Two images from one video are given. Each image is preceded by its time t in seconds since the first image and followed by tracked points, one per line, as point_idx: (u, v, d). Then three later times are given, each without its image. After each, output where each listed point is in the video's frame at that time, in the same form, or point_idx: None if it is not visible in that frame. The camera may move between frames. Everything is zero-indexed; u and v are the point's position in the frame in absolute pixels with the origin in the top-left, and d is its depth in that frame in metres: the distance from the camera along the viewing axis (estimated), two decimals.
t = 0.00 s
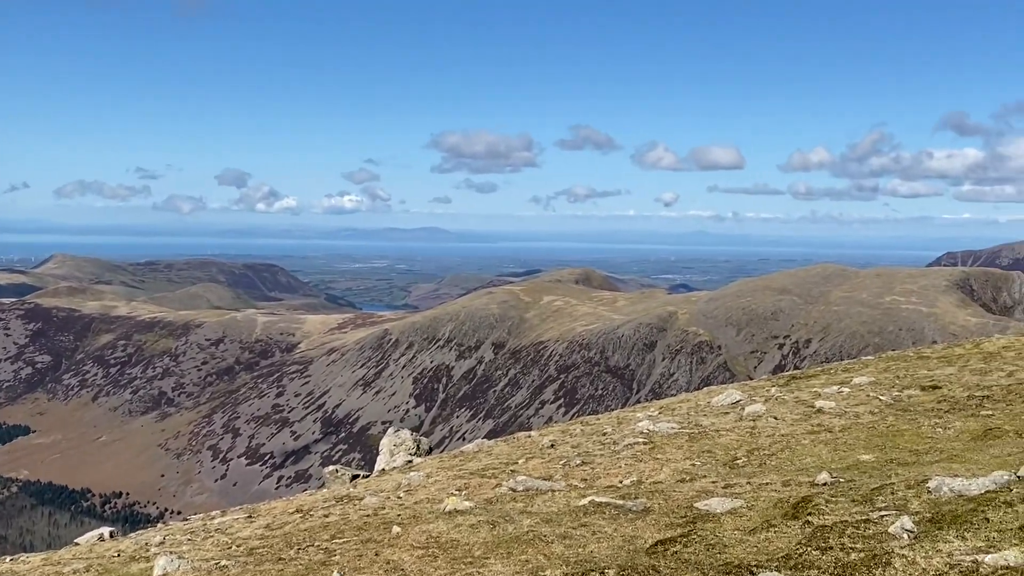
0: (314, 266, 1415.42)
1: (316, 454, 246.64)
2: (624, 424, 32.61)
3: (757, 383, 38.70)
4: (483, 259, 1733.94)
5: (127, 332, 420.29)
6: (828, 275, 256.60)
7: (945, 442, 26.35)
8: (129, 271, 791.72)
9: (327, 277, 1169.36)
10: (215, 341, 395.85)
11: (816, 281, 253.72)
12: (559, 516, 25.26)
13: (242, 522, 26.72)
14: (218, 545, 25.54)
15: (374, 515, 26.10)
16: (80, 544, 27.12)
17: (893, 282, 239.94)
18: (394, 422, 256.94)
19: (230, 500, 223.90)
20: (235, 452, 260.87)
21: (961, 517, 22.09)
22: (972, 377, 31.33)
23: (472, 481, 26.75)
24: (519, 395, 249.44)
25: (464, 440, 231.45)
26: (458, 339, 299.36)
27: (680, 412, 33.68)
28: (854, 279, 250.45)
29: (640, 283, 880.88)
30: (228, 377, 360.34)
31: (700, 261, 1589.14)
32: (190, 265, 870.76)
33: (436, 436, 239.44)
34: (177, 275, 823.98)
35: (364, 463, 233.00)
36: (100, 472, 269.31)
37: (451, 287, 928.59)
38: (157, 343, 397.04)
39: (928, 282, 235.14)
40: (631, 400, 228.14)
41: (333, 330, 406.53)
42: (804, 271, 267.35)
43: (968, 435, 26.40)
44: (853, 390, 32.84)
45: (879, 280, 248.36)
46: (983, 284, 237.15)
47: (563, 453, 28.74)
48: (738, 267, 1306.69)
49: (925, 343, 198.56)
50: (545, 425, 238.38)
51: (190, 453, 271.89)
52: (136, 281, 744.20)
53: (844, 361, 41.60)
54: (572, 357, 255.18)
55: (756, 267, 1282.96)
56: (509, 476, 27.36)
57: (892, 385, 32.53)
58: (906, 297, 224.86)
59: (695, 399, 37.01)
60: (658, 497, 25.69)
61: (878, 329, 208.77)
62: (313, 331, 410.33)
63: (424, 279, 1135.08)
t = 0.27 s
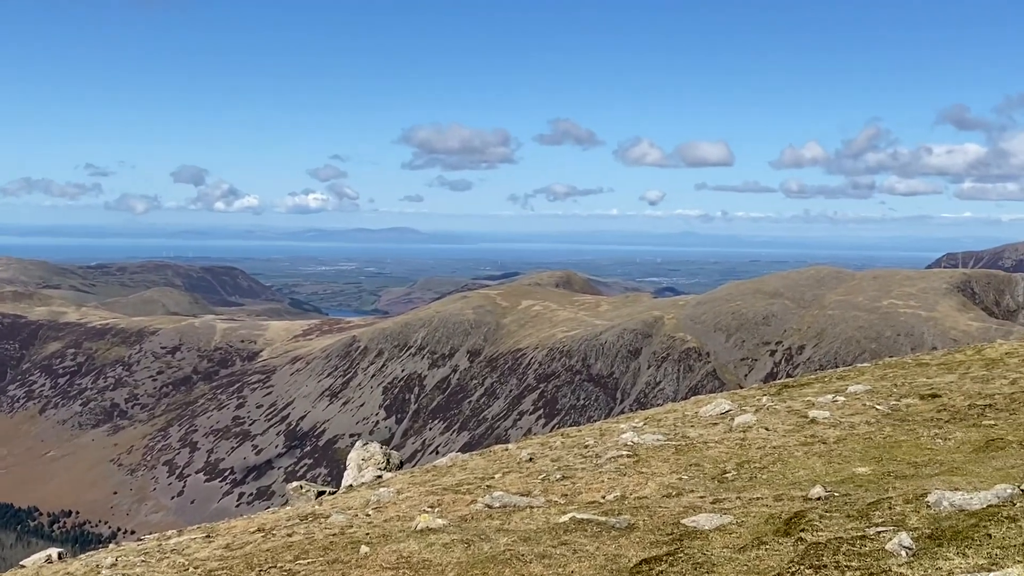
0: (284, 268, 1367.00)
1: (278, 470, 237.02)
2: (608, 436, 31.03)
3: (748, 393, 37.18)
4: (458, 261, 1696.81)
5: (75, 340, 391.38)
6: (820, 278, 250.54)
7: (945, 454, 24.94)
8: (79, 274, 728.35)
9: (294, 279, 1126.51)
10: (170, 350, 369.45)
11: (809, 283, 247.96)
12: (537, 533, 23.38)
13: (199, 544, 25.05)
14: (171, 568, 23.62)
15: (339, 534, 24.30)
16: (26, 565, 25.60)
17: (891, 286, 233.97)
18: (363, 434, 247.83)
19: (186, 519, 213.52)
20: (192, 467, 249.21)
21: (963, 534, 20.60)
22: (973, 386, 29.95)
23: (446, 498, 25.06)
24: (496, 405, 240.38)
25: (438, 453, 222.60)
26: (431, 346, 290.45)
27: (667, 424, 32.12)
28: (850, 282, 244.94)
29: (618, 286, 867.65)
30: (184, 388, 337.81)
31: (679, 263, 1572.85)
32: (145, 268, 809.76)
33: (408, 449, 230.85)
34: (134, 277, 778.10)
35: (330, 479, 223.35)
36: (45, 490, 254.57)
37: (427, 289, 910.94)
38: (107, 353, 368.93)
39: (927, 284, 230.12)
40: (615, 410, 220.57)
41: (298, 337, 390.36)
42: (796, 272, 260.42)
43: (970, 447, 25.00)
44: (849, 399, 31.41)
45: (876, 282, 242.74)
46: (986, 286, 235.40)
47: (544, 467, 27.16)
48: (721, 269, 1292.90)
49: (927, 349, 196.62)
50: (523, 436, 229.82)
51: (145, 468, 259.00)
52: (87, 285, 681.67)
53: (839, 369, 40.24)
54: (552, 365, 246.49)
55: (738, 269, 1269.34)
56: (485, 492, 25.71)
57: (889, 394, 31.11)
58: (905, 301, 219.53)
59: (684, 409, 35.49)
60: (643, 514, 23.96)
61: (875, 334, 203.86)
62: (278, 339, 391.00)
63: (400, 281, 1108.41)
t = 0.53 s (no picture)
0: (261, 273, 1347.91)
1: (258, 474, 236.68)
2: (587, 440, 31.02)
3: (726, 395, 37.31)
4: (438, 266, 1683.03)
5: (52, 344, 388.71)
6: (798, 282, 250.21)
7: (922, 456, 25.07)
8: (55, 278, 724.79)
9: (269, 283, 1108.62)
10: (148, 354, 368.71)
11: (788, 288, 247.59)
12: (516, 537, 23.30)
13: (177, 549, 25.01)
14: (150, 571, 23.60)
15: (318, 539, 24.15)
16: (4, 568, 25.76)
17: (868, 289, 234.57)
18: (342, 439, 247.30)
19: (164, 524, 213.06)
20: (170, 472, 248.57)
21: (941, 535, 20.71)
22: (950, 389, 30.11)
23: (425, 502, 25.01)
24: (475, 410, 240.25)
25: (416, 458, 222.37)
26: (410, 350, 289.52)
27: (646, 427, 32.17)
28: (828, 286, 244.66)
29: (596, 289, 864.71)
30: (162, 392, 337.24)
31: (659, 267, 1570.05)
32: (119, 274, 797.93)
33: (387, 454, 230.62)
34: (111, 282, 770.52)
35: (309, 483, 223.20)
36: (21, 496, 253.11)
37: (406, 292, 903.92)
38: (84, 357, 367.37)
39: (904, 287, 229.94)
40: (593, 413, 220.29)
41: (276, 341, 388.87)
42: (774, 277, 260.62)
43: (947, 449, 25.15)
44: (827, 402, 31.59)
45: (853, 285, 242.62)
46: (962, 289, 236.01)
47: (523, 470, 27.12)
48: (702, 272, 1292.25)
49: (902, 350, 193.12)
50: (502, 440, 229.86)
51: (122, 473, 257.99)
52: (63, 290, 675.35)
53: (817, 372, 40.51)
54: (531, 369, 246.21)
55: (717, 272, 1267.46)
56: (464, 496, 25.60)
57: (867, 397, 31.26)
58: (883, 304, 219.07)
59: (663, 411, 35.53)
60: (622, 517, 23.85)
61: (853, 337, 203.08)
62: (255, 343, 389.31)
63: (379, 286, 1098.16)
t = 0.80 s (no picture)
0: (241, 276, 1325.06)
1: (239, 478, 235.92)
2: (568, 443, 31.08)
3: (707, 398, 37.39)
4: (422, 269, 1666.96)
5: (32, 349, 386.15)
6: (779, 285, 250.95)
7: (901, 459, 25.22)
8: (35, 282, 716.51)
9: (247, 287, 1092.07)
10: (128, 358, 368.86)
11: (769, 291, 248.26)
12: (499, 541, 23.24)
13: (158, 553, 24.89)
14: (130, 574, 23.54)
15: (299, 543, 24.07)
16: None
17: (848, 293, 236.32)
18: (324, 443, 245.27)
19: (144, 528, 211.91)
20: (151, 476, 247.41)
21: (918, 538, 20.82)
22: (929, 391, 30.31)
23: (408, 506, 24.95)
24: (458, 413, 238.49)
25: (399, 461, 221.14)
26: (392, 354, 287.64)
27: (628, 429, 32.28)
28: (808, 289, 245.87)
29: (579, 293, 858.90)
30: (143, 397, 337.60)
31: (645, 269, 1567.08)
32: (98, 281, 779.17)
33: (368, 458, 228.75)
34: (91, 287, 763.14)
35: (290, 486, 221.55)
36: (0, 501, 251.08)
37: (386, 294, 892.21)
38: (64, 361, 366.92)
39: (884, 291, 231.75)
40: (576, 417, 219.57)
41: (257, 345, 387.46)
42: (755, 280, 261.13)
43: (926, 452, 25.25)
44: (808, 405, 31.72)
45: (833, 289, 244.52)
46: (942, 293, 235.52)
47: (505, 474, 27.19)
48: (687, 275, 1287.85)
49: (881, 355, 195.97)
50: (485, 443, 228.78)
51: (102, 477, 256.58)
52: (44, 295, 668.48)
53: (799, 374, 40.66)
54: (514, 372, 245.54)
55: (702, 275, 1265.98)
56: (446, 500, 25.59)
57: (847, 399, 31.40)
58: (863, 308, 220.95)
59: (645, 415, 35.65)
60: (603, 520, 23.83)
61: (833, 340, 203.93)
62: (236, 347, 389.32)
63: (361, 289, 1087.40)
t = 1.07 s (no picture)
0: (221, 280, 1306.35)
1: (225, 483, 236.13)
2: (552, 447, 31.13)
3: (692, 402, 37.43)
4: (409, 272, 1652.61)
5: (16, 354, 383.88)
6: (765, 289, 250.36)
7: (886, 462, 25.25)
8: (16, 287, 708.46)
9: (227, 291, 1076.49)
10: (111, 362, 365.89)
11: (754, 295, 247.79)
12: (483, 546, 23.10)
13: (142, 558, 24.75)
14: None
15: (284, 548, 23.97)
16: None
17: (833, 296, 235.99)
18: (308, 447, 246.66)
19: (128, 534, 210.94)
20: (135, 482, 246.43)
21: (902, 543, 20.84)
22: (914, 395, 30.43)
23: (394, 512, 24.83)
24: (442, 417, 238.20)
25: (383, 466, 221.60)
26: (377, 358, 287.45)
27: (613, 433, 32.30)
28: (793, 293, 245.22)
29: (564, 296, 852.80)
30: (127, 401, 334.84)
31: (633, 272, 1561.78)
32: (75, 286, 764.67)
33: (353, 463, 229.82)
34: (72, 291, 753.11)
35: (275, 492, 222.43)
36: None
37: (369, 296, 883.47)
38: (48, 365, 364.55)
39: (868, 295, 232.28)
40: (561, 421, 219.33)
41: (242, 349, 384.86)
42: (741, 284, 260.35)
43: (910, 456, 25.35)
44: (792, 409, 31.79)
45: (819, 292, 244.61)
46: (926, 296, 235.89)
47: (491, 478, 27.13)
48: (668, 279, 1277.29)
49: (865, 357, 195.47)
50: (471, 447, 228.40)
51: (85, 483, 254.97)
52: (25, 301, 660.23)
53: (783, 378, 40.72)
54: (499, 376, 243.89)
55: (689, 278, 1260.39)
56: (432, 505, 25.50)
57: (832, 402, 31.47)
58: (847, 311, 220.78)
59: (630, 418, 35.65)
60: (589, 524, 23.78)
61: (817, 343, 203.14)
62: (219, 352, 385.76)
63: (343, 292, 1075.49)
